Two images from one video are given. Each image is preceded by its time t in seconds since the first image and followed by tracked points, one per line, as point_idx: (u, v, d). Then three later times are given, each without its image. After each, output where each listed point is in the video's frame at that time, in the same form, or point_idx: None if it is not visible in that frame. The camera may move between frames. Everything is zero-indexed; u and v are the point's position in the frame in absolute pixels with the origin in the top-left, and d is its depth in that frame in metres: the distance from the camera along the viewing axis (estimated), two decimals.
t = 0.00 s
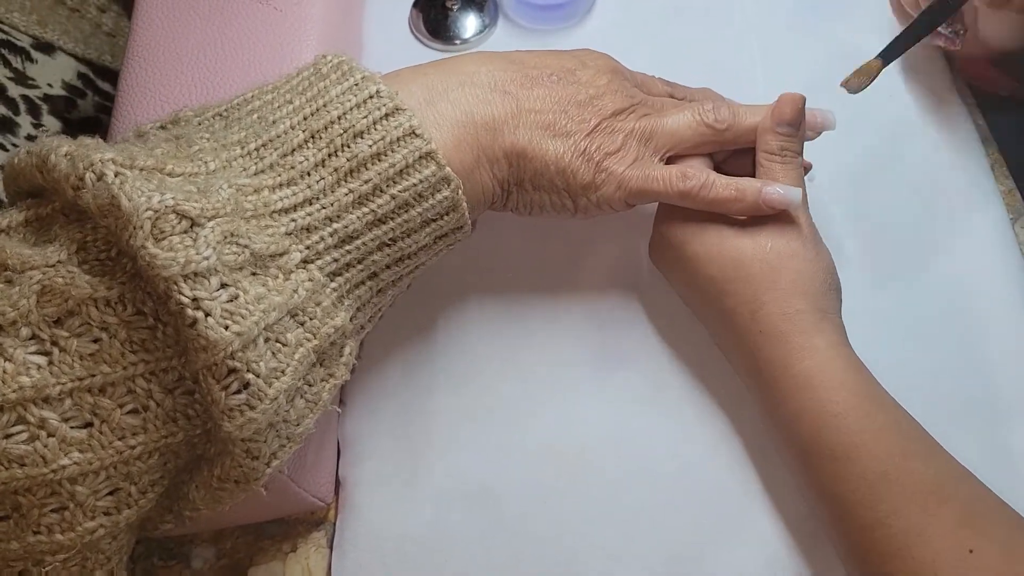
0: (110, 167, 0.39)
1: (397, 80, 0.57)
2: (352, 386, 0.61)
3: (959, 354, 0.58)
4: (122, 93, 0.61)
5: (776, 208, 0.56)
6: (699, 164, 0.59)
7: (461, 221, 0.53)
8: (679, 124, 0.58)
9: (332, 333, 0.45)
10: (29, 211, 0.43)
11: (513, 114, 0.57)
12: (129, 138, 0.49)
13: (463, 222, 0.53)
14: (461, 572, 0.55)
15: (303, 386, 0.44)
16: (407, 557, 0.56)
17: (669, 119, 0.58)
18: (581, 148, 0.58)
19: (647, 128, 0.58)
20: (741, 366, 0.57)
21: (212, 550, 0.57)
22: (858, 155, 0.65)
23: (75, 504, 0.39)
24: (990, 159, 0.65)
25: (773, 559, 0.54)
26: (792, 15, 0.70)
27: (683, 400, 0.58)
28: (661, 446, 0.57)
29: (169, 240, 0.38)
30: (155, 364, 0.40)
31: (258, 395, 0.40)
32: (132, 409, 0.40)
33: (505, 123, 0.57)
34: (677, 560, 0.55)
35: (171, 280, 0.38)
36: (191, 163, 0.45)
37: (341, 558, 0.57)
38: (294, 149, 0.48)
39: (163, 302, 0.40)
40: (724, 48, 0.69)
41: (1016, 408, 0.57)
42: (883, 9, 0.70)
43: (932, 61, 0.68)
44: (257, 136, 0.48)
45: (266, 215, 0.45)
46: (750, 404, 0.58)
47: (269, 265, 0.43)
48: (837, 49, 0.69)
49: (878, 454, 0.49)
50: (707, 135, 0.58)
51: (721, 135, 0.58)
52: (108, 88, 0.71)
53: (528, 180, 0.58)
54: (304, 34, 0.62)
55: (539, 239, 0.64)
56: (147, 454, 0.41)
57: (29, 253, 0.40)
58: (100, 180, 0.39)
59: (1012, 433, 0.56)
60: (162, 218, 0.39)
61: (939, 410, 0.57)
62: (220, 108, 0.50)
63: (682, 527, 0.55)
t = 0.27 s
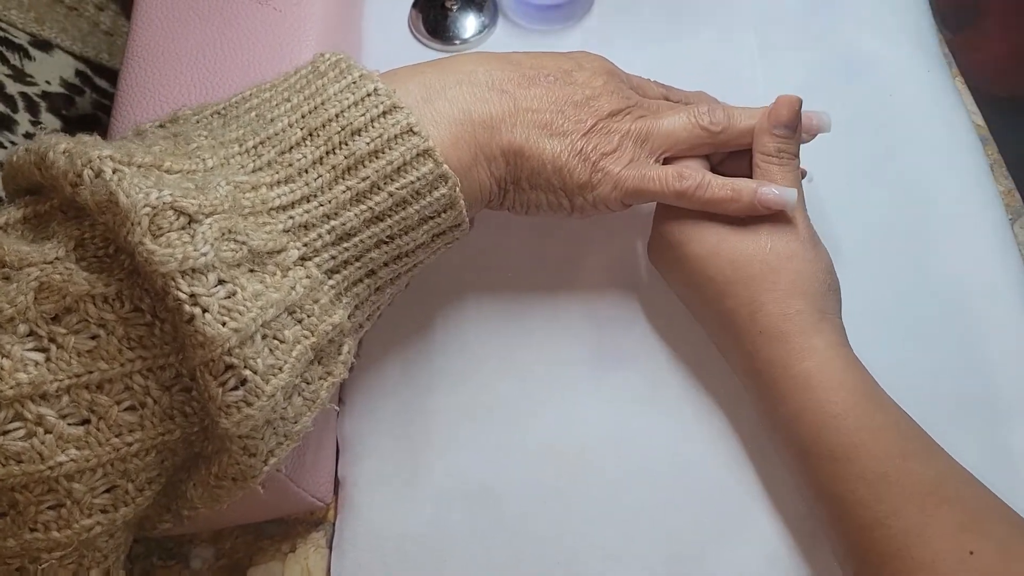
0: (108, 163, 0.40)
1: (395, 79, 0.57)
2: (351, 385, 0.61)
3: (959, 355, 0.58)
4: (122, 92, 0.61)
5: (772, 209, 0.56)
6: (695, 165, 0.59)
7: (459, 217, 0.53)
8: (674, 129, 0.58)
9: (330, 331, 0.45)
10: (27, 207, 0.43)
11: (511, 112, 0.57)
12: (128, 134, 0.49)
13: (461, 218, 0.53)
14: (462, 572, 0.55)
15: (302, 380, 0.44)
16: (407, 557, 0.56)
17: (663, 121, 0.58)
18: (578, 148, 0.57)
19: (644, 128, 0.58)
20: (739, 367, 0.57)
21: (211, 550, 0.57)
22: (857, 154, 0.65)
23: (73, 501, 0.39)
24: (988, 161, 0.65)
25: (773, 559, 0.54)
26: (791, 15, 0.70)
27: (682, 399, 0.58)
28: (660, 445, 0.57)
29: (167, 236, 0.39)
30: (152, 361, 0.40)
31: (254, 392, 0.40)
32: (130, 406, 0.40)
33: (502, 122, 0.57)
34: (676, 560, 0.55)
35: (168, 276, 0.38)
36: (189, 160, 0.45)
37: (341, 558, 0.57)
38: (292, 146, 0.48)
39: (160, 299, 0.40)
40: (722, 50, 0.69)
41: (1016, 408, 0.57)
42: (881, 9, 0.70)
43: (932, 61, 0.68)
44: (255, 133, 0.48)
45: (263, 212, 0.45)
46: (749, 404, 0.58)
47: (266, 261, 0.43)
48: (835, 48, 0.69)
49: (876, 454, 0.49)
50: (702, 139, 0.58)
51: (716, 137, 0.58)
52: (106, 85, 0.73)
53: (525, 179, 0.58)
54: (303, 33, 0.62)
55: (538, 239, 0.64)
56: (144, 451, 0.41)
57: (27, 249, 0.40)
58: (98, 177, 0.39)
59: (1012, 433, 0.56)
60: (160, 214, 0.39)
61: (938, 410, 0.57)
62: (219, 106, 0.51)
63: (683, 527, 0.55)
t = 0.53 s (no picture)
0: (114, 186, 0.38)
1: (400, 88, 0.57)
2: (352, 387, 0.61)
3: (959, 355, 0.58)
4: (122, 92, 0.61)
5: (780, 208, 0.56)
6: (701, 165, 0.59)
7: (465, 229, 0.53)
8: (679, 128, 0.58)
9: (339, 346, 0.46)
10: (21, 232, 0.41)
11: (517, 119, 0.57)
12: (124, 145, 0.48)
13: (467, 230, 0.53)
14: (462, 572, 0.55)
15: (311, 399, 0.45)
16: (406, 558, 0.56)
17: (668, 122, 0.58)
18: (585, 152, 0.58)
19: (650, 130, 0.58)
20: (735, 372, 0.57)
21: (211, 551, 0.57)
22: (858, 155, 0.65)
23: (95, 531, 0.40)
24: (988, 161, 0.65)
25: (771, 558, 0.54)
26: (793, 16, 0.70)
27: (684, 399, 0.58)
28: (660, 445, 0.57)
29: (179, 261, 0.38)
30: (164, 387, 0.40)
31: (271, 413, 0.40)
32: (144, 433, 0.40)
33: (509, 129, 0.57)
34: (677, 560, 0.55)
35: (183, 303, 0.38)
36: (194, 176, 0.44)
37: (340, 558, 0.57)
38: (297, 160, 0.48)
39: (171, 325, 0.40)
40: (724, 50, 0.69)
41: (1016, 408, 0.57)
42: (882, 10, 0.70)
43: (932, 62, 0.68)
44: (259, 147, 0.48)
45: (272, 230, 0.45)
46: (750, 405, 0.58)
47: (277, 280, 0.43)
48: (837, 50, 0.69)
49: (869, 459, 0.49)
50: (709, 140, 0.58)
51: (721, 138, 0.58)
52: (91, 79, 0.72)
53: (533, 186, 0.58)
54: (303, 33, 0.62)
55: (539, 243, 0.64)
56: (162, 476, 0.41)
57: (24, 282, 0.38)
58: (104, 200, 0.38)
59: (1012, 433, 0.56)
60: (170, 239, 0.38)
61: (939, 409, 0.57)
62: (219, 117, 0.50)
63: (683, 528, 0.55)
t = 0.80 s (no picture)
0: (131, 211, 0.38)
1: (409, 92, 0.56)
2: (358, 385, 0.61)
3: (958, 353, 0.58)
4: (119, 90, 0.61)
5: (794, 196, 0.56)
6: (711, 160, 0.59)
7: (476, 237, 0.53)
8: (691, 120, 0.58)
9: (354, 358, 0.47)
10: (33, 253, 0.39)
11: (529, 119, 0.57)
12: (125, 151, 0.47)
13: (479, 237, 0.53)
14: (461, 572, 0.55)
15: (328, 412, 0.46)
16: (406, 557, 0.56)
17: (679, 116, 0.58)
18: (598, 150, 0.58)
19: (659, 126, 0.58)
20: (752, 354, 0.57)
21: (208, 548, 0.57)
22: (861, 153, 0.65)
23: (118, 550, 0.40)
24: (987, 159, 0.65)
25: (768, 557, 0.54)
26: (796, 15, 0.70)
27: (688, 396, 0.59)
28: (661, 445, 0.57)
29: (200, 286, 0.38)
30: (186, 409, 0.40)
31: (295, 432, 0.41)
32: (166, 454, 0.40)
33: (521, 130, 0.57)
34: (676, 559, 0.55)
35: (207, 329, 0.37)
36: (207, 193, 0.44)
37: (339, 557, 0.57)
38: (310, 173, 0.47)
39: (191, 347, 0.39)
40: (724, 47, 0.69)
41: (1013, 407, 0.57)
42: (884, 8, 0.70)
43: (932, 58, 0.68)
44: (271, 160, 0.47)
45: (288, 247, 0.45)
46: (752, 403, 0.58)
47: (295, 298, 0.43)
48: (840, 49, 0.69)
49: (887, 441, 0.49)
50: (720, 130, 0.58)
51: (729, 131, 0.58)
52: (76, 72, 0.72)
53: (546, 185, 0.58)
54: (300, 31, 0.62)
55: (544, 242, 0.64)
56: (184, 494, 0.41)
57: (40, 306, 0.37)
58: (121, 226, 0.37)
59: (1007, 433, 0.56)
60: (191, 264, 0.38)
61: (936, 408, 0.57)
62: (226, 125, 0.49)
63: (682, 528, 0.55)
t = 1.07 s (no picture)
0: (126, 210, 0.37)
1: (406, 90, 0.56)
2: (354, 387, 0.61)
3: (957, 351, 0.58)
4: (117, 89, 0.60)
5: (794, 196, 0.56)
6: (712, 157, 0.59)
7: (474, 235, 0.53)
8: (691, 118, 0.58)
9: (351, 357, 0.47)
10: (30, 252, 0.40)
11: (527, 118, 0.57)
12: (124, 150, 0.47)
13: (477, 235, 0.54)
14: (461, 571, 0.55)
15: (326, 411, 0.46)
16: (406, 556, 0.56)
17: (680, 113, 0.58)
18: (597, 148, 0.58)
19: (659, 123, 0.58)
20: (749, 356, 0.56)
21: (207, 547, 0.56)
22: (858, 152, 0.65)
23: (115, 549, 0.40)
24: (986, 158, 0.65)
25: (768, 555, 0.54)
26: (795, 13, 0.70)
27: (685, 396, 0.59)
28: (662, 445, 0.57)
29: (196, 285, 0.38)
30: (183, 408, 0.40)
31: (292, 432, 0.41)
32: (162, 454, 0.40)
33: (520, 129, 0.57)
34: (676, 559, 0.55)
35: (203, 328, 0.38)
36: (204, 192, 0.44)
37: (339, 556, 0.57)
38: (307, 172, 0.47)
39: (187, 346, 0.39)
40: (722, 45, 0.69)
41: (1012, 406, 0.57)
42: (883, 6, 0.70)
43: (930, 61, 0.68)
44: (268, 158, 0.47)
45: (285, 246, 0.44)
46: (750, 401, 0.58)
47: (291, 297, 0.43)
48: (838, 48, 0.69)
49: (887, 442, 0.49)
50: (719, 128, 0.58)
51: (729, 130, 0.59)
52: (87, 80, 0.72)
53: (545, 184, 0.58)
54: (299, 30, 0.62)
55: (542, 241, 0.64)
56: (180, 493, 0.41)
57: (37, 306, 0.38)
58: (117, 225, 0.37)
59: (1006, 432, 0.56)
60: (187, 263, 0.38)
61: (935, 407, 0.57)
62: (224, 124, 0.49)
63: (682, 527, 0.55)
